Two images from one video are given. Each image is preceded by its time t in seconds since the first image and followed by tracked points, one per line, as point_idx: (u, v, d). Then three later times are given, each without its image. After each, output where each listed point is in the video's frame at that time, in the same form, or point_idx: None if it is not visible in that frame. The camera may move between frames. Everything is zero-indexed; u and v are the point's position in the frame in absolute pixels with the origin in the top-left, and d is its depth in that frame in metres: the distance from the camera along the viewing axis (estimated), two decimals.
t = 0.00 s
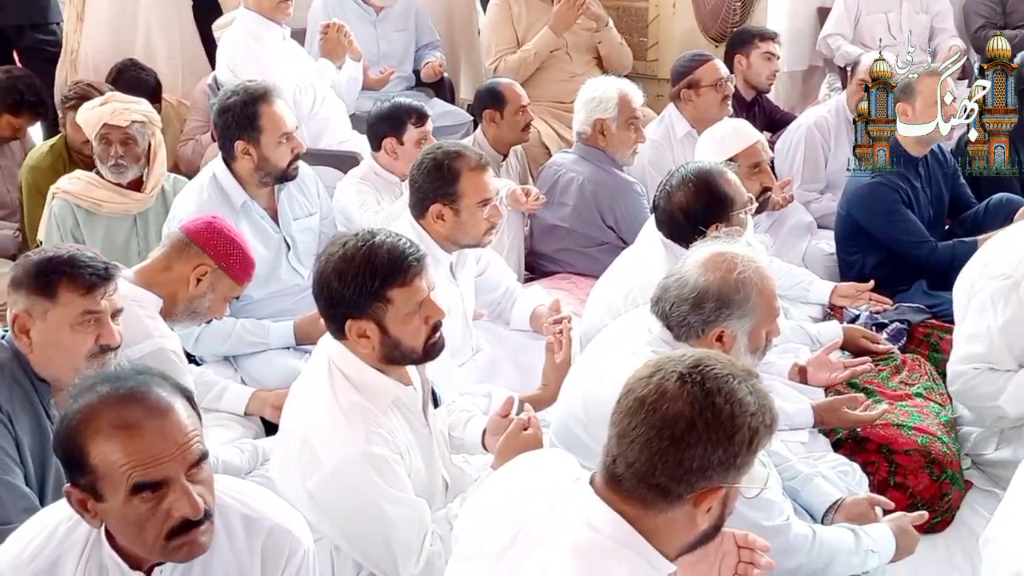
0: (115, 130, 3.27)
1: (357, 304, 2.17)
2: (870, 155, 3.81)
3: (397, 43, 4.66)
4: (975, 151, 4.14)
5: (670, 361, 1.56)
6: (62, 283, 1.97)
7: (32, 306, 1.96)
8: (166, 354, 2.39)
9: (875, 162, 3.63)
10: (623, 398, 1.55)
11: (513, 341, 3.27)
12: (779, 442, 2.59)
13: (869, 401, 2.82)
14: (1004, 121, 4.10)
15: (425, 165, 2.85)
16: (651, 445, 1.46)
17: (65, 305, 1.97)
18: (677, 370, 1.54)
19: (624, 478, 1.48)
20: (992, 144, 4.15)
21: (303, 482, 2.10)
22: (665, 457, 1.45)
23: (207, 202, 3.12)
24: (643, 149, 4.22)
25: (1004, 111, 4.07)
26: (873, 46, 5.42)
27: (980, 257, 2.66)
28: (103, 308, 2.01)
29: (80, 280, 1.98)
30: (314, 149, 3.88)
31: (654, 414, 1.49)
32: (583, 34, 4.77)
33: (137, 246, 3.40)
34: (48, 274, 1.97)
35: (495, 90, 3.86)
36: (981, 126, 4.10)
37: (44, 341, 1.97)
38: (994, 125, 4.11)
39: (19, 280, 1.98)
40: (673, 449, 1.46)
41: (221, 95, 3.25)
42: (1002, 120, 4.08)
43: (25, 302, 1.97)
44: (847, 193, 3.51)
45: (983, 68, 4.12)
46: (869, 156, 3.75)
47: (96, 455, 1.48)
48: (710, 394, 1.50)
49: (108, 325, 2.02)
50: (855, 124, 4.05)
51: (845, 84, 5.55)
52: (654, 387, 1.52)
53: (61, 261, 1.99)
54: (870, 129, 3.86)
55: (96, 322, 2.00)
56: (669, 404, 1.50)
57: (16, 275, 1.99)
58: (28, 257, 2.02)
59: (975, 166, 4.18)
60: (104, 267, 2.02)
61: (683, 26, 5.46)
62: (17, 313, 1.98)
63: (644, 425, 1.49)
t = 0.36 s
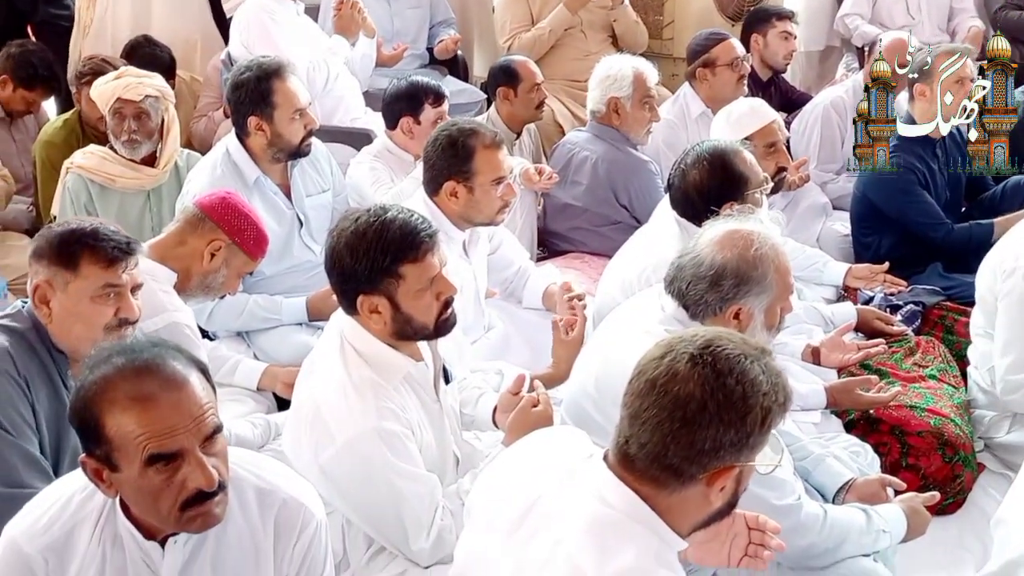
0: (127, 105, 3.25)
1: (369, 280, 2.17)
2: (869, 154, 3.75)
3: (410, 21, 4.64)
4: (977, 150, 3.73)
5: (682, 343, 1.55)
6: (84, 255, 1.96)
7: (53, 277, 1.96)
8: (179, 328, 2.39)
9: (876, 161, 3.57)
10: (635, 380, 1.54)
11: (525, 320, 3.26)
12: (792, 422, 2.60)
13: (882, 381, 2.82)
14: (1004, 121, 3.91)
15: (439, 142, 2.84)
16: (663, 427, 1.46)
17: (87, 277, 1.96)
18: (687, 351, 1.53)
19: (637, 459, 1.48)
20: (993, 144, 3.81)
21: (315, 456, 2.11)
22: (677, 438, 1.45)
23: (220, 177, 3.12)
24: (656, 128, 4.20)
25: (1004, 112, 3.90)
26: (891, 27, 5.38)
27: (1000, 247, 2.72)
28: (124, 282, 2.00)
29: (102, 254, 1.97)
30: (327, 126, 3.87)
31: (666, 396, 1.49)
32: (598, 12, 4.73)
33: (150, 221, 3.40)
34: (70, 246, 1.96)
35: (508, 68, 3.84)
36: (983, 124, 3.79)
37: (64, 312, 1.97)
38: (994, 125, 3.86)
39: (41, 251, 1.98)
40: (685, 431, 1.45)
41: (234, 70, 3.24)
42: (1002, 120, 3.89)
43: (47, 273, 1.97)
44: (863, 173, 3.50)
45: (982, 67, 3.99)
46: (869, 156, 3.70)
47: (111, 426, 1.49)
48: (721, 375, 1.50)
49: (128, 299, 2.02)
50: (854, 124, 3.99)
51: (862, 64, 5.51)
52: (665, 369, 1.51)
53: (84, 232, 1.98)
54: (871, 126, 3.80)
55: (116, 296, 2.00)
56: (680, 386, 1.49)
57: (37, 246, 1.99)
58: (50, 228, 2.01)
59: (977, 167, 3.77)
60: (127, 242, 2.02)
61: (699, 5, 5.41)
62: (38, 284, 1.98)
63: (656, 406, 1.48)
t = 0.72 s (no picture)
0: (147, 89, 3.28)
1: (387, 266, 2.18)
2: (869, 155, 3.87)
3: (429, 8, 4.63)
4: (976, 151, 3.61)
5: (697, 334, 1.55)
6: (117, 243, 1.99)
7: (83, 262, 1.98)
8: (200, 313, 2.40)
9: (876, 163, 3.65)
10: (651, 373, 1.54)
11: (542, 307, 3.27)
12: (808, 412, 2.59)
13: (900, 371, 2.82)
14: (1004, 121, 3.73)
15: (459, 130, 2.85)
16: (685, 422, 1.46)
17: (117, 264, 1.98)
18: (703, 344, 1.52)
19: (659, 452, 1.48)
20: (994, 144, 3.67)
21: (333, 440, 2.13)
22: (700, 432, 1.45)
23: (240, 162, 3.13)
24: (674, 116, 4.20)
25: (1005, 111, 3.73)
26: (911, 17, 5.38)
27: None
28: (152, 271, 2.03)
29: (134, 243, 2.00)
30: (346, 113, 3.88)
31: (685, 391, 1.48)
32: None
33: (170, 204, 3.41)
34: (102, 233, 1.99)
35: (526, 56, 3.84)
36: (982, 125, 3.63)
37: (91, 297, 1.99)
38: (994, 125, 3.70)
39: (73, 236, 2.00)
40: (708, 424, 1.45)
41: (254, 56, 3.25)
42: (1002, 120, 3.72)
43: (77, 258, 1.99)
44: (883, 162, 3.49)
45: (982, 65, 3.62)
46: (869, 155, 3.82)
47: (135, 408, 1.50)
48: (739, 365, 1.49)
49: (156, 288, 2.04)
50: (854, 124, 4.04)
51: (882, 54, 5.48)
52: (682, 362, 1.51)
53: (116, 219, 2.00)
54: (871, 128, 3.91)
55: (143, 284, 2.02)
56: (699, 379, 1.49)
57: (69, 231, 2.01)
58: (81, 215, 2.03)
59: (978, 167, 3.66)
60: (158, 232, 2.04)
61: None
62: (68, 268, 2.00)
63: (676, 401, 1.48)
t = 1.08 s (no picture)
0: (167, 99, 3.27)
1: (407, 281, 2.16)
2: (869, 153, 4.19)
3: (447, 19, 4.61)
4: (976, 151, 3.39)
5: (721, 354, 1.51)
6: (147, 260, 1.98)
7: (112, 276, 1.96)
8: (217, 326, 2.39)
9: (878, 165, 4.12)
10: (674, 394, 1.50)
11: (560, 322, 3.24)
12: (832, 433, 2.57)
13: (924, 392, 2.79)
14: (1004, 121, 3.53)
15: (477, 143, 2.83)
16: (715, 444, 1.42)
17: (145, 280, 1.97)
18: (729, 364, 1.48)
19: (686, 474, 1.44)
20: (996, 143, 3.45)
21: (348, 458, 2.11)
22: (731, 454, 1.42)
23: (258, 174, 3.12)
24: (694, 131, 4.16)
25: (1005, 111, 3.53)
26: (931, 32, 5.35)
27: None
28: (179, 289, 2.02)
29: (164, 261, 1.99)
30: (364, 124, 3.86)
31: (714, 412, 1.45)
32: (635, 13, 4.69)
33: (187, 215, 3.40)
34: (133, 248, 1.97)
35: (544, 68, 3.82)
36: (981, 124, 3.41)
37: (117, 311, 1.98)
38: (993, 124, 3.49)
39: (102, 249, 1.98)
40: (740, 447, 1.42)
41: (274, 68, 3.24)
42: (1002, 120, 3.52)
43: (105, 271, 1.97)
44: (904, 179, 3.45)
45: (983, 66, 3.66)
46: (869, 156, 4.17)
47: (153, 426, 1.48)
48: (767, 385, 1.46)
49: (180, 306, 2.03)
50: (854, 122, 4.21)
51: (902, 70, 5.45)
52: (708, 382, 1.47)
53: (147, 236, 1.99)
54: (871, 130, 4.16)
55: (169, 302, 2.01)
56: (728, 401, 1.45)
57: (98, 245, 2.00)
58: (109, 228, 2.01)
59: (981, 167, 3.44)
60: (187, 250, 2.04)
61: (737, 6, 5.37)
62: (94, 281, 1.98)
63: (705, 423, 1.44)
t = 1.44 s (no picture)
0: (190, 185, 3.35)
1: (427, 372, 2.17)
2: (869, 154, 4.82)
3: (466, 105, 4.68)
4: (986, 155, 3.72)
5: (749, 455, 1.50)
6: (174, 350, 2.01)
7: (139, 365, 2.00)
8: (236, 412, 2.41)
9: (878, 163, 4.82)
10: (701, 495, 1.49)
11: (577, 409, 3.23)
12: (852, 526, 2.53)
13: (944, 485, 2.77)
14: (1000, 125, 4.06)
15: (500, 235, 2.86)
16: (741, 546, 1.43)
17: (172, 371, 2.00)
18: (756, 464, 1.48)
19: None
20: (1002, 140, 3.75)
21: (366, 550, 2.11)
22: (757, 555, 1.43)
23: (278, 260, 3.15)
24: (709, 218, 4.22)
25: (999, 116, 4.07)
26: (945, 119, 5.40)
27: None
28: (204, 381, 2.04)
29: (192, 352, 2.02)
30: (382, 210, 3.91)
31: (740, 515, 1.44)
32: (651, 101, 4.77)
33: (207, 299, 3.43)
34: (163, 338, 2.01)
35: (561, 156, 3.89)
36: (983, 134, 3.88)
37: (141, 400, 2.00)
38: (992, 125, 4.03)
39: (131, 337, 2.02)
40: (767, 549, 1.43)
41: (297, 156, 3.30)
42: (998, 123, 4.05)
43: (133, 359, 2.00)
44: (919, 269, 3.49)
45: (984, 68, 4.37)
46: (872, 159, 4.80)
47: (175, 520, 1.49)
48: (795, 487, 1.46)
49: (204, 399, 2.05)
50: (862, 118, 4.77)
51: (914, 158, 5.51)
52: (735, 484, 1.47)
53: (175, 325, 2.03)
54: (871, 130, 4.78)
55: (193, 394, 2.03)
56: (755, 503, 1.45)
57: (127, 333, 2.03)
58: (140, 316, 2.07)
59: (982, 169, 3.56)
60: (215, 343, 2.07)
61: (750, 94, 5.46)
62: (122, 368, 2.01)
63: (732, 525, 1.44)
